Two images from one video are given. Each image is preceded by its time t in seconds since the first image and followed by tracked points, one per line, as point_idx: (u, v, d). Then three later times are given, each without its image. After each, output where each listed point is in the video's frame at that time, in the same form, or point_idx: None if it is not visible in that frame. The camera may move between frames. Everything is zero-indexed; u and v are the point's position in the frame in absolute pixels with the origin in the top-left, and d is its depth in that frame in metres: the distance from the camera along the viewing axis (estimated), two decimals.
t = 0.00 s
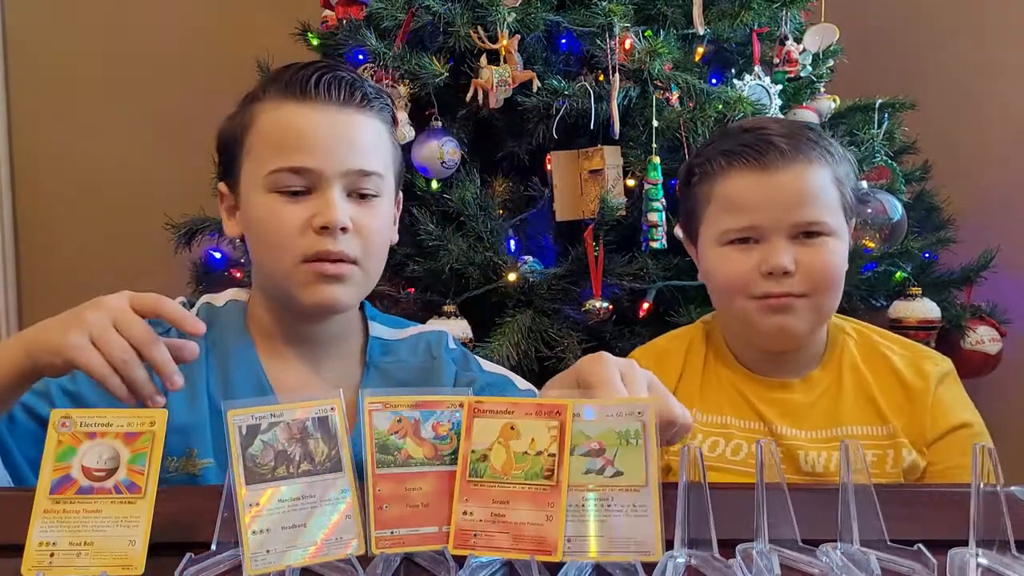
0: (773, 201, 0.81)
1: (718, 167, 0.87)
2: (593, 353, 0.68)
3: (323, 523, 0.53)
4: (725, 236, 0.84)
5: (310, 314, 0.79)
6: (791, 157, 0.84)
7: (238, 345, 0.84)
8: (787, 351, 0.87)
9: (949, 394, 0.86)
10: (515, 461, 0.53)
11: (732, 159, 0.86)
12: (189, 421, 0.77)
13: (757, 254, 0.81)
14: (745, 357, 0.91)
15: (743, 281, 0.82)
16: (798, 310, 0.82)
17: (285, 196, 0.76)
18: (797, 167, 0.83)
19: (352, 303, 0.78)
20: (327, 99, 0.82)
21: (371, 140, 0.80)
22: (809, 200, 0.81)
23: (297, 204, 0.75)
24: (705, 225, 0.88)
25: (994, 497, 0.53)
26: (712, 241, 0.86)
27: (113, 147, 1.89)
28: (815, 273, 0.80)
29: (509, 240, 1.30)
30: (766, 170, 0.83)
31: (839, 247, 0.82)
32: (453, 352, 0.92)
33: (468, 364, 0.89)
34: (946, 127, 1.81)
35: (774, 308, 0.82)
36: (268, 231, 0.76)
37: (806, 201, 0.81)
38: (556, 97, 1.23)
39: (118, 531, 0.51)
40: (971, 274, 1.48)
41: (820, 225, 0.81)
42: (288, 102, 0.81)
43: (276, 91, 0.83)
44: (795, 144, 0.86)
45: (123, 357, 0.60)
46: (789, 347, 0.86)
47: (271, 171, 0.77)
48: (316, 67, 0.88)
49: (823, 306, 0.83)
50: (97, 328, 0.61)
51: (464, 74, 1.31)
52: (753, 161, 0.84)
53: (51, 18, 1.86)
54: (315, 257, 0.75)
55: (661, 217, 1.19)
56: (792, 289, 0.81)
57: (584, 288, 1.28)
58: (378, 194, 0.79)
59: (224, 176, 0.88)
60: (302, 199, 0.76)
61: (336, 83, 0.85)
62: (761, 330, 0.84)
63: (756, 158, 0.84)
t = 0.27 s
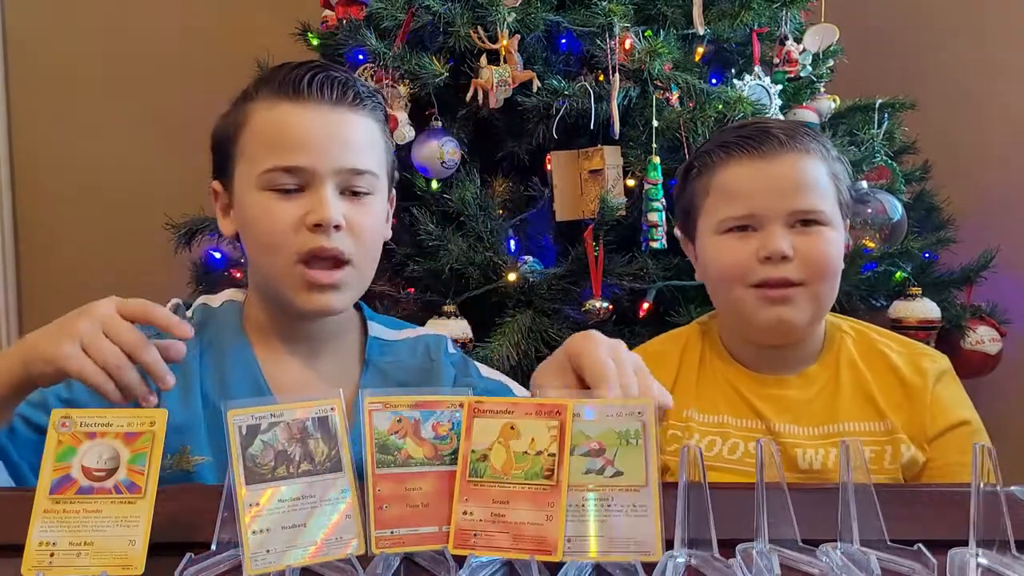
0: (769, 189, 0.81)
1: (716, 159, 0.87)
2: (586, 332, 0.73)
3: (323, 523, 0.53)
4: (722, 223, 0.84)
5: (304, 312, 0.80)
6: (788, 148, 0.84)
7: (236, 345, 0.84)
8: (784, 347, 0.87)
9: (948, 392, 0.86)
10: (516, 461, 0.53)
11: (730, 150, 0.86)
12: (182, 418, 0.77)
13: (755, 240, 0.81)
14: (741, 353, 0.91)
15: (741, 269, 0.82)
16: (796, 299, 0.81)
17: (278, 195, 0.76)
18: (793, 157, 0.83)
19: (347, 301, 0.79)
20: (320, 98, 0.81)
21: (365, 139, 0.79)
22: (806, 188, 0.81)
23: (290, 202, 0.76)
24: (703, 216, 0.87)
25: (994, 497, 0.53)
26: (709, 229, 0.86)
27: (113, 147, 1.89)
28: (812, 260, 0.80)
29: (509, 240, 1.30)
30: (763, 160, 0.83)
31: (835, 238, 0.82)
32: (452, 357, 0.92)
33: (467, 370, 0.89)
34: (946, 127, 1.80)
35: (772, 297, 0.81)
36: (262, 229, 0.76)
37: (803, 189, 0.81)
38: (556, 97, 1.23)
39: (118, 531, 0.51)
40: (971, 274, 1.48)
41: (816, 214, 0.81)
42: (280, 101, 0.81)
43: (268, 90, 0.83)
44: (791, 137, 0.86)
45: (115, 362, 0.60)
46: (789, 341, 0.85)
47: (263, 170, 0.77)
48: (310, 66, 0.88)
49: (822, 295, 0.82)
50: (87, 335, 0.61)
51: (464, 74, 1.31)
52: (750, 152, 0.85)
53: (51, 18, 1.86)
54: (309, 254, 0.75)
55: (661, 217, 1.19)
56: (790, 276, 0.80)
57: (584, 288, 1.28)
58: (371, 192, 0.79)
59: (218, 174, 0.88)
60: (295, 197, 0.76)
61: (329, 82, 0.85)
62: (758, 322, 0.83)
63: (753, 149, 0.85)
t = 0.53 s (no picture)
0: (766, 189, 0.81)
1: (714, 159, 0.87)
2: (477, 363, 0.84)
3: (323, 522, 0.53)
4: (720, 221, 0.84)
5: (282, 306, 0.82)
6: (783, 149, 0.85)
7: (222, 349, 0.87)
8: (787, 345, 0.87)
9: (948, 389, 0.86)
10: (515, 461, 0.53)
11: (727, 150, 0.86)
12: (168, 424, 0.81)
13: (752, 238, 0.81)
14: (743, 351, 0.90)
15: (737, 267, 0.82)
16: (792, 297, 0.81)
17: (256, 189, 0.79)
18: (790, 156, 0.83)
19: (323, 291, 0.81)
20: (298, 98, 0.83)
21: (345, 140, 0.83)
22: (802, 188, 0.81)
23: (267, 196, 0.79)
24: (700, 216, 0.87)
25: (994, 496, 0.53)
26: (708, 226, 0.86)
27: (113, 146, 1.89)
28: (809, 259, 0.80)
29: (509, 240, 1.30)
30: (760, 160, 0.83)
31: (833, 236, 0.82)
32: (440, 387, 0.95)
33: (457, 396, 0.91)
34: (947, 127, 1.80)
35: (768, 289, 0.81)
36: (239, 222, 0.79)
37: (798, 188, 0.81)
38: (556, 96, 1.23)
39: (118, 531, 0.51)
40: (971, 273, 1.48)
41: (812, 213, 0.81)
42: (261, 102, 0.82)
43: (250, 91, 0.84)
44: (789, 137, 0.86)
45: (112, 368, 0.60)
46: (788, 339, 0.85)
47: (243, 168, 0.80)
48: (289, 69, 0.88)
49: (819, 293, 0.82)
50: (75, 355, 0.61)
51: (464, 73, 1.31)
52: (747, 152, 0.84)
53: (51, 18, 1.86)
54: (287, 245, 0.78)
55: (661, 216, 1.19)
56: (786, 274, 0.80)
57: (584, 288, 1.28)
58: (347, 188, 0.82)
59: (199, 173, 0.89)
60: (272, 192, 0.79)
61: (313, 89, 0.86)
62: (754, 319, 0.83)
63: (751, 149, 0.84)
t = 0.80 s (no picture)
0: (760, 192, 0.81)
1: (705, 161, 0.87)
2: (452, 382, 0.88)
3: (322, 523, 0.53)
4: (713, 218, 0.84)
5: (250, 299, 0.83)
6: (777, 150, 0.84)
7: (200, 348, 0.87)
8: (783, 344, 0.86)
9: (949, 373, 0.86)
10: (516, 461, 0.53)
11: (719, 152, 0.86)
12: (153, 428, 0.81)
13: (746, 241, 0.81)
14: (737, 348, 0.89)
15: (731, 270, 0.82)
16: (786, 299, 0.82)
17: (220, 181, 0.80)
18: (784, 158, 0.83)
19: (291, 281, 0.82)
20: (258, 93, 0.83)
21: (307, 133, 0.84)
22: (794, 190, 0.81)
23: (231, 188, 0.80)
24: (692, 217, 0.87)
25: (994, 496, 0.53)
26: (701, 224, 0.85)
27: (113, 146, 1.89)
28: (802, 261, 0.81)
29: (509, 240, 1.30)
30: (752, 162, 0.83)
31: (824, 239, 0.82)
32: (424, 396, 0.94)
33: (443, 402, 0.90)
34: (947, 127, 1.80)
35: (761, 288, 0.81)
36: (202, 216, 0.80)
37: (791, 191, 0.81)
38: (556, 97, 1.23)
39: (118, 531, 0.51)
40: (971, 273, 1.48)
41: (806, 216, 0.81)
42: (222, 98, 0.83)
43: (211, 90, 0.84)
44: (780, 139, 0.85)
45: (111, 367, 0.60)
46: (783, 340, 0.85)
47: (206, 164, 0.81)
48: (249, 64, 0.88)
49: (812, 295, 0.83)
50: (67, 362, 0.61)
51: (464, 74, 1.31)
52: (739, 154, 0.84)
53: (51, 18, 1.86)
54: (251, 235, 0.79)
55: (661, 217, 1.19)
56: (780, 278, 0.81)
57: (583, 288, 1.28)
58: (311, 179, 0.83)
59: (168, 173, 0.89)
60: (235, 184, 0.80)
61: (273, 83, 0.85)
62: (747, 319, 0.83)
63: (742, 151, 0.84)
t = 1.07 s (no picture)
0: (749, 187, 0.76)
1: (690, 156, 0.82)
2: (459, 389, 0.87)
3: (322, 523, 0.53)
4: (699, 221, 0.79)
5: (205, 293, 0.85)
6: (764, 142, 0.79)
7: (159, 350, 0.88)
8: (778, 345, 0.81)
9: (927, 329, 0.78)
10: (515, 461, 0.53)
11: (704, 145, 0.81)
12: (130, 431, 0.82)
13: (734, 239, 0.76)
14: (720, 352, 0.85)
15: (717, 270, 0.77)
16: (777, 299, 0.76)
17: (169, 179, 0.82)
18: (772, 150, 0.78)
19: (243, 271, 0.84)
20: (201, 96, 0.85)
21: (250, 131, 0.85)
22: (785, 183, 0.76)
23: (179, 186, 0.82)
24: (678, 216, 0.82)
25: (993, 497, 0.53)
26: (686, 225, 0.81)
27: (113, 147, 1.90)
28: (795, 260, 0.75)
29: (509, 241, 1.30)
30: (739, 155, 0.78)
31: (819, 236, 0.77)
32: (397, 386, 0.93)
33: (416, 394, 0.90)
34: (947, 127, 1.80)
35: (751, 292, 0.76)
36: (154, 213, 0.82)
37: (782, 184, 0.76)
38: (556, 97, 1.23)
39: (118, 531, 0.51)
40: (971, 273, 1.48)
41: (797, 210, 0.76)
42: (169, 99, 0.84)
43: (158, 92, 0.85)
44: (769, 131, 0.81)
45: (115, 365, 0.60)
46: (776, 342, 0.80)
47: (154, 163, 0.83)
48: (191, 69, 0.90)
49: (807, 295, 0.78)
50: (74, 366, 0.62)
51: (464, 74, 1.31)
52: (724, 147, 0.79)
53: (52, 19, 1.86)
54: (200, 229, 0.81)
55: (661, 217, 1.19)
56: (771, 277, 0.75)
57: (583, 289, 1.29)
58: (256, 174, 0.85)
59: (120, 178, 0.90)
60: (183, 181, 0.82)
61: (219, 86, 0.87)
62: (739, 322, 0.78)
63: (728, 143, 0.79)
